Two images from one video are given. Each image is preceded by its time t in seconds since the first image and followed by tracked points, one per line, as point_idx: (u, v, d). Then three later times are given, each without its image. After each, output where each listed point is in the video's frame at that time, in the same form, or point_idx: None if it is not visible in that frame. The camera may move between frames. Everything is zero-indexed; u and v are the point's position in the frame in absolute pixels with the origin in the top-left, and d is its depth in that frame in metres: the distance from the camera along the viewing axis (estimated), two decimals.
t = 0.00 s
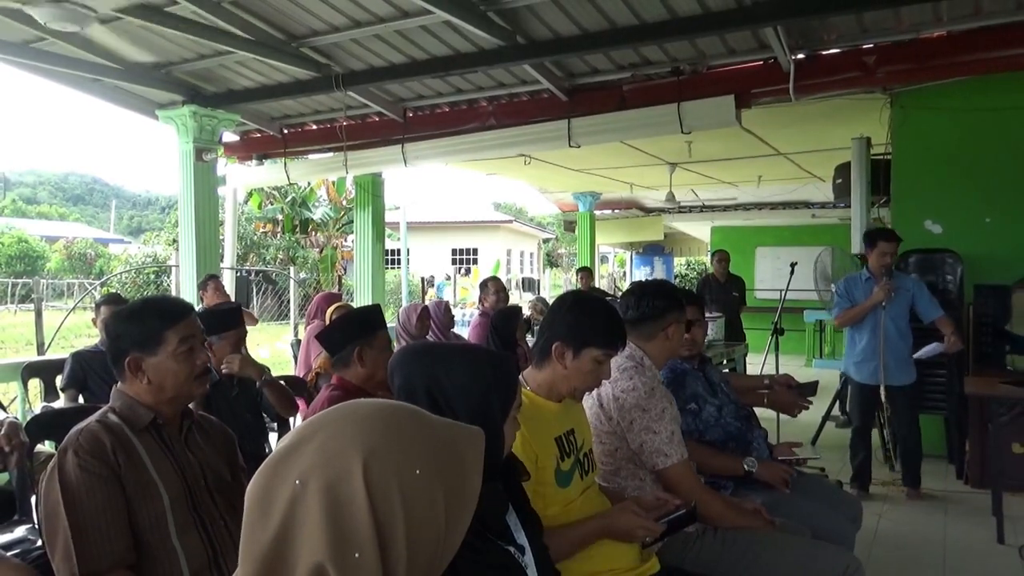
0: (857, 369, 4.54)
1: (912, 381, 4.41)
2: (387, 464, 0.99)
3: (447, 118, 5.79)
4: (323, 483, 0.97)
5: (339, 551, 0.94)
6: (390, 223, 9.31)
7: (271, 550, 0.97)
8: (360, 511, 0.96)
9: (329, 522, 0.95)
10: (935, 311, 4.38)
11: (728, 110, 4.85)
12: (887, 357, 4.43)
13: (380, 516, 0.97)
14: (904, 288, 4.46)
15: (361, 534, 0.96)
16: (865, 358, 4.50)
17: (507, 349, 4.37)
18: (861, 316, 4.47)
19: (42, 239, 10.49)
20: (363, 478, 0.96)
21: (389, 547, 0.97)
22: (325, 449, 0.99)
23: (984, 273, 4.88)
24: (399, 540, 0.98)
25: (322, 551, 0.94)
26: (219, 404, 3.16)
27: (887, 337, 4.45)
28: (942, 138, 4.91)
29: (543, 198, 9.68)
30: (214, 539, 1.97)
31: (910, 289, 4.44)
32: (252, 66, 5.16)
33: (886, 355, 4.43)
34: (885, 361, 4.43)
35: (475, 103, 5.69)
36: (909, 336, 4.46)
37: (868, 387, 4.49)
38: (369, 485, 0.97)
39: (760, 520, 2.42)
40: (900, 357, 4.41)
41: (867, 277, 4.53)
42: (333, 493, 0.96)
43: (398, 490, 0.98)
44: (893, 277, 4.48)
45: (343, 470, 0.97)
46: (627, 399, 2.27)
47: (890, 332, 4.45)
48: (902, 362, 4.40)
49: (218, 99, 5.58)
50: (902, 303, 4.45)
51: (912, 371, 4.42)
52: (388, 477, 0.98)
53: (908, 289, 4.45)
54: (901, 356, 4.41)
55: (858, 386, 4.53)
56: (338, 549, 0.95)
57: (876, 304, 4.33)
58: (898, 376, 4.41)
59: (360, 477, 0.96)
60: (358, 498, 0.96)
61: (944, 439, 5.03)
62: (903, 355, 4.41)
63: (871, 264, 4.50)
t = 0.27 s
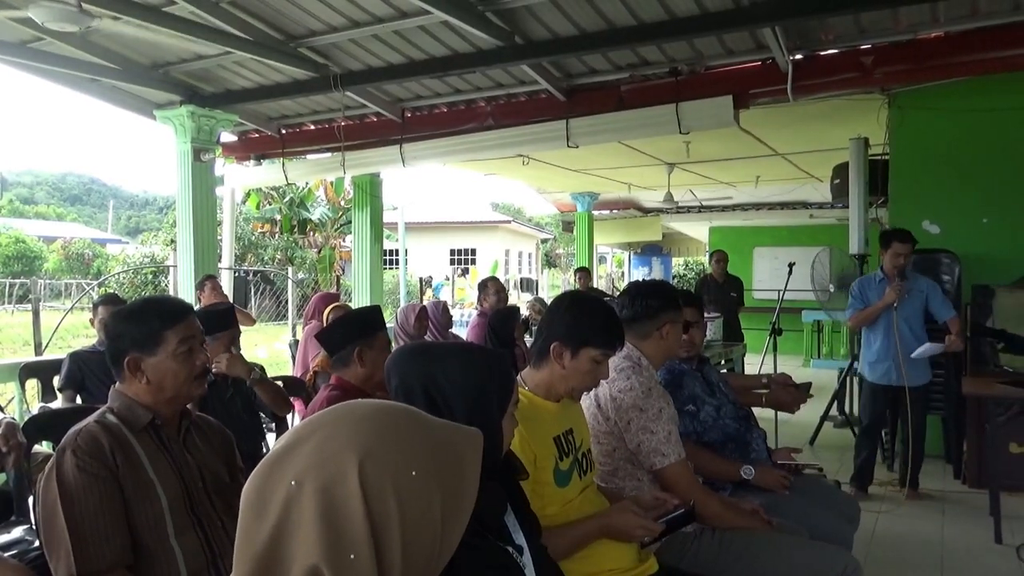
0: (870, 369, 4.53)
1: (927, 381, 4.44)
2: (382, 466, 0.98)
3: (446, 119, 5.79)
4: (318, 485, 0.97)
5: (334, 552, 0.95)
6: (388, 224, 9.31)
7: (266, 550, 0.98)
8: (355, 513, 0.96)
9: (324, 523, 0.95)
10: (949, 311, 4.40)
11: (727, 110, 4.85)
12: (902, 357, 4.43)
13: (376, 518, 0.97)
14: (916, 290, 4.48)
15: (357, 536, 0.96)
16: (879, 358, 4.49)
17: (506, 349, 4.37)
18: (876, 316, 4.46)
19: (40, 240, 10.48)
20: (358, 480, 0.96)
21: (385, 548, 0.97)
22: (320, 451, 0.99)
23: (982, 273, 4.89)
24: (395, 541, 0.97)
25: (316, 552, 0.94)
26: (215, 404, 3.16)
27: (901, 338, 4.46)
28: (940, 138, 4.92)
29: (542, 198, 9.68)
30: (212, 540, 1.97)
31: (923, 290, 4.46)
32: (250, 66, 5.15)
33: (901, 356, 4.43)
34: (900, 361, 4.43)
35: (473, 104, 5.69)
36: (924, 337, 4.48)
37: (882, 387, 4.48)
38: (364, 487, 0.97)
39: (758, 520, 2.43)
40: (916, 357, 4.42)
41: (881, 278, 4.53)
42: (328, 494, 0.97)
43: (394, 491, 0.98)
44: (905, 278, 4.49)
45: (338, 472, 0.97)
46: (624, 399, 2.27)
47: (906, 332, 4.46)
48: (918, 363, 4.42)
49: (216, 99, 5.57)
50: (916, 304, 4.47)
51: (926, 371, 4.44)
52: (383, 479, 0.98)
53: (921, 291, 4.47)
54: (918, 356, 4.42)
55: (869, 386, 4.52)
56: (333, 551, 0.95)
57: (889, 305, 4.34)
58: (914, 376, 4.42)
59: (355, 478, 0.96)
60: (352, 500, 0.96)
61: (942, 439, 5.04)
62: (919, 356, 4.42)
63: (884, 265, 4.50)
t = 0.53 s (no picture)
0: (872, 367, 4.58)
1: (927, 382, 4.42)
2: (380, 466, 0.98)
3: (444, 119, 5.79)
4: (316, 485, 0.97)
5: (332, 552, 0.94)
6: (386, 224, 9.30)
7: (264, 550, 0.97)
8: (353, 513, 0.96)
9: (322, 523, 0.95)
10: (950, 309, 4.35)
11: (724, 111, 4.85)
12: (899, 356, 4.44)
13: (374, 518, 0.97)
14: (919, 289, 4.48)
15: (355, 536, 0.95)
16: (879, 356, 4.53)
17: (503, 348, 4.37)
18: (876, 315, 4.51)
19: (36, 240, 10.46)
20: (356, 480, 0.96)
21: (383, 548, 0.97)
22: (318, 451, 0.99)
23: (978, 273, 4.90)
24: (393, 541, 0.97)
25: (314, 552, 0.94)
26: (212, 404, 3.15)
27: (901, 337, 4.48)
28: (936, 138, 4.93)
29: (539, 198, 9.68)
30: (208, 541, 1.97)
31: (926, 290, 4.46)
32: (247, 66, 5.14)
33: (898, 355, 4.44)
34: (896, 360, 4.45)
35: (470, 104, 5.68)
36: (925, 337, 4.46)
37: (881, 386, 4.53)
38: (362, 487, 0.97)
39: (755, 520, 2.43)
40: (914, 357, 4.41)
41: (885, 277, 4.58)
42: (326, 494, 0.96)
43: (392, 491, 0.98)
44: (909, 276, 4.50)
45: (336, 472, 0.97)
46: (621, 399, 2.28)
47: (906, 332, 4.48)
48: (916, 363, 4.40)
49: (213, 98, 5.57)
50: (918, 303, 4.48)
51: (926, 373, 4.41)
52: (381, 479, 0.98)
53: (924, 291, 4.47)
54: (915, 356, 4.41)
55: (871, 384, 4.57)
56: (331, 551, 0.94)
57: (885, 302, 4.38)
58: (910, 376, 4.42)
59: (353, 478, 0.96)
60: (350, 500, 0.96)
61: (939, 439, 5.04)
62: (917, 356, 4.41)
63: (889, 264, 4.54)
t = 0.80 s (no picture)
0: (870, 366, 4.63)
1: (923, 381, 4.40)
2: (379, 466, 0.98)
3: (443, 119, 5.79)
4: (315, 485, 0.97)
5: (331, 552, 0.94)
6: (384, 224, 9.31)
7: (263, 550, 0.97)
8: (352, 513, 0.96)
9: (322, 524, 0.95)
10: (943, 306, 4.36)
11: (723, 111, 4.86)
12: (891, 355, 4.47)
13: (373, 518, 0.97)
14: (914, 289, 4.50)
15: (354, 536, 0.95)
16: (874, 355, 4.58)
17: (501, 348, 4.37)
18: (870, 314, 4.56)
19: (35, 240, 10.45)
20: (355, 480, 0.96)
21: (382, 547, 0.96)
22: (318, 451, 0.99)
23: (977, 273, 4.90)
24: (392, 540, 0.97)
25: (313, 551, 0.94)
26: (210, 405, 3.14)
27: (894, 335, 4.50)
28: (935, 139, 4.93)
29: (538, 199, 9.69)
30: (206, 541, 1.97)
31: (922, 289, 4.47)
32: (247, 66, 5.14)
33: (891, 353, 4.47)
34: (889, 358, 4.48)
35: (469, 104, 5.69)
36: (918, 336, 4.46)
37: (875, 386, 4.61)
38: (361, 487, 0.96)
39: (755, 521, 2.43)
40: (907, 354, 4.42)
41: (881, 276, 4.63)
42: (325, 494, 0.96)
43: (391, 491, 0.97)
44: (905, 275, 4.53)
45: (335, 472, 0.97)
46: (621, 399, 2.28)
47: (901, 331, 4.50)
48: (909, 362, 4.41)
49: (212, 98, 5.56)
50: (912, 302, 4.50)
51: (920, 371, 4.40)
52: (380, 479, 0.98)
53: (920, 290, 4.48)
54: (907, 353, 4.42)
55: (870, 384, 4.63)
56: (330, 551, 0.94)
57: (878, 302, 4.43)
58: (903, 374, 4.43)
59: (352, 479, 0.96)
60: (349, 500, 0.96)
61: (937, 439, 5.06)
62: (910, 354, 4.42)
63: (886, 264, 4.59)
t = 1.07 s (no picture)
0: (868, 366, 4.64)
1: (920, 381, 4.40)
2: (378, 465, 0.98)
3: (443, 119, 5.79)
4: (314, 485, 0.96)
5: (329, 552, 0.94)
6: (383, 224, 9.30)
7: (262, 549, 0.97)
8: (350, 513, 0.96)
9: (321, 523, 0.95)
10: (938, 306, 4.35)
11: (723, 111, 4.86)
12: (886, 355, 4.48)
13: (371, 519, 0.97)
14: (910, 288, 4.50)
15: (353, 536, 0.95)
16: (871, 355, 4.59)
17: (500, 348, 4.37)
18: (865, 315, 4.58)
19: (34, 240, 10.44)
20: (354, 480, 0.96)
21: (381, 547, 0.96)
22: (317, 451, 0.99)
23: (977, 273, 4.90)
24: (390, 540, 0.97)
25: (312, 551, 0.94)
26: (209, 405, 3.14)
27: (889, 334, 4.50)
28: (934, 139, 4.93)
29: (538, 198, 9.69)
30: (205, 541, 1.97)
31: (918, 289, 4.46)
32: (247, 66, 5.14)
33: (887, 354, 4.48)
34: (885, 359, 4.50)
35: (469, 104, 5.69)
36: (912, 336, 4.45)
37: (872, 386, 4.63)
38: (360, 487, 0.96)
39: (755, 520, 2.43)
40: (903, 354, 4.42)
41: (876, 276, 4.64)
42: (324, 494, 0.96)
43: (390, 492, 0.97)
44: (902, 277, 4.52)
45: (334, 472, 0.97)
46: (620, 396, 2.27)
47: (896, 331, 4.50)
48: (904, 362, 4.41)
49: (211, 98, 5.55)
50: (907, 302, 4.50)
51: (916, 371, 4.40)
52: (379, 479, 0.98)
53: (915, 289, 4.48)
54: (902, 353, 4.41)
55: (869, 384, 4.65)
56: (329, 551, 0.94)
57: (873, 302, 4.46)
58: (899, 374, 4.44)
59: (350, 478, 0.96)
60: (348, 500, 0.96)
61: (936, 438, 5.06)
62: (906, 354, 4.41)
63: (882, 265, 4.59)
